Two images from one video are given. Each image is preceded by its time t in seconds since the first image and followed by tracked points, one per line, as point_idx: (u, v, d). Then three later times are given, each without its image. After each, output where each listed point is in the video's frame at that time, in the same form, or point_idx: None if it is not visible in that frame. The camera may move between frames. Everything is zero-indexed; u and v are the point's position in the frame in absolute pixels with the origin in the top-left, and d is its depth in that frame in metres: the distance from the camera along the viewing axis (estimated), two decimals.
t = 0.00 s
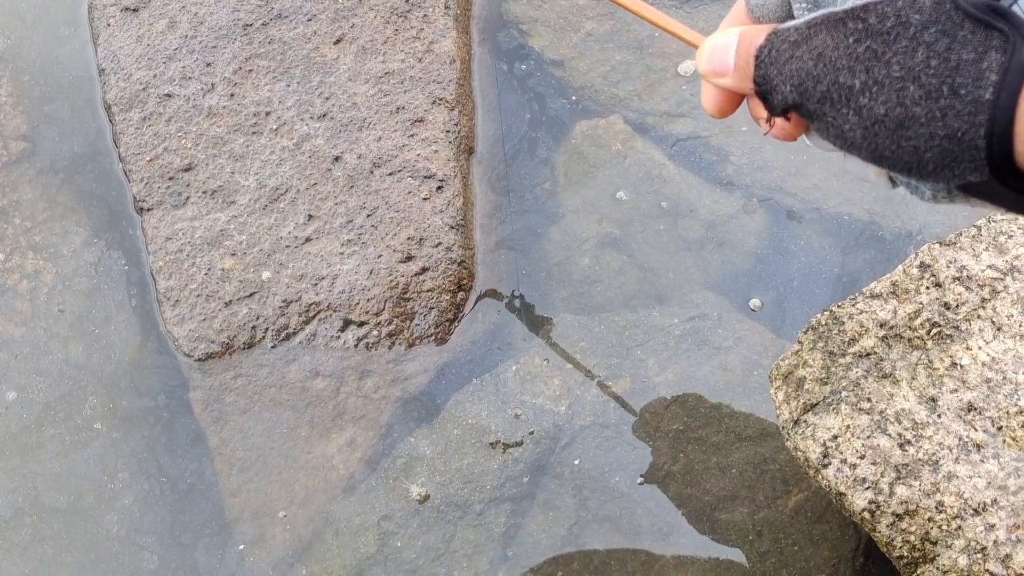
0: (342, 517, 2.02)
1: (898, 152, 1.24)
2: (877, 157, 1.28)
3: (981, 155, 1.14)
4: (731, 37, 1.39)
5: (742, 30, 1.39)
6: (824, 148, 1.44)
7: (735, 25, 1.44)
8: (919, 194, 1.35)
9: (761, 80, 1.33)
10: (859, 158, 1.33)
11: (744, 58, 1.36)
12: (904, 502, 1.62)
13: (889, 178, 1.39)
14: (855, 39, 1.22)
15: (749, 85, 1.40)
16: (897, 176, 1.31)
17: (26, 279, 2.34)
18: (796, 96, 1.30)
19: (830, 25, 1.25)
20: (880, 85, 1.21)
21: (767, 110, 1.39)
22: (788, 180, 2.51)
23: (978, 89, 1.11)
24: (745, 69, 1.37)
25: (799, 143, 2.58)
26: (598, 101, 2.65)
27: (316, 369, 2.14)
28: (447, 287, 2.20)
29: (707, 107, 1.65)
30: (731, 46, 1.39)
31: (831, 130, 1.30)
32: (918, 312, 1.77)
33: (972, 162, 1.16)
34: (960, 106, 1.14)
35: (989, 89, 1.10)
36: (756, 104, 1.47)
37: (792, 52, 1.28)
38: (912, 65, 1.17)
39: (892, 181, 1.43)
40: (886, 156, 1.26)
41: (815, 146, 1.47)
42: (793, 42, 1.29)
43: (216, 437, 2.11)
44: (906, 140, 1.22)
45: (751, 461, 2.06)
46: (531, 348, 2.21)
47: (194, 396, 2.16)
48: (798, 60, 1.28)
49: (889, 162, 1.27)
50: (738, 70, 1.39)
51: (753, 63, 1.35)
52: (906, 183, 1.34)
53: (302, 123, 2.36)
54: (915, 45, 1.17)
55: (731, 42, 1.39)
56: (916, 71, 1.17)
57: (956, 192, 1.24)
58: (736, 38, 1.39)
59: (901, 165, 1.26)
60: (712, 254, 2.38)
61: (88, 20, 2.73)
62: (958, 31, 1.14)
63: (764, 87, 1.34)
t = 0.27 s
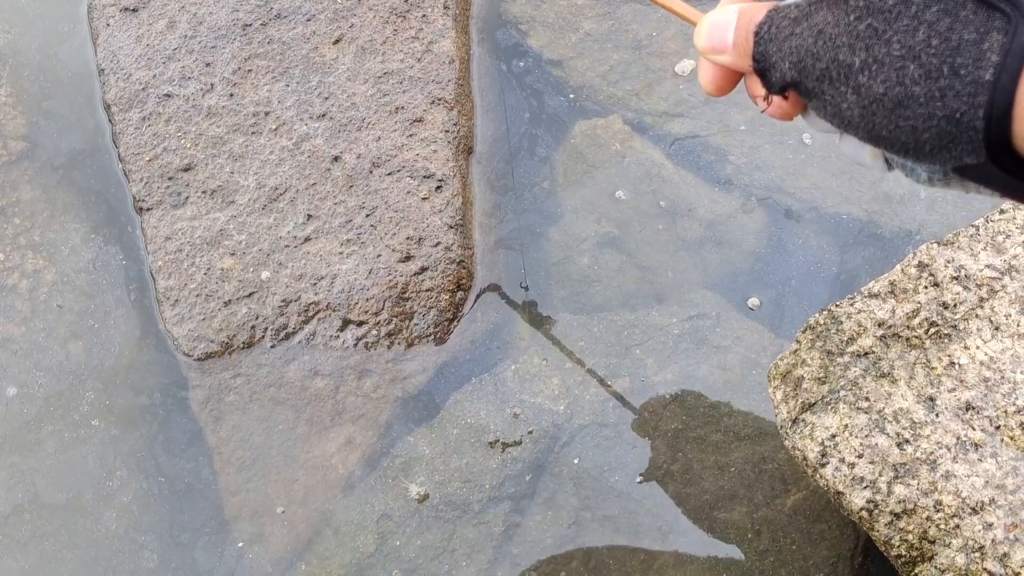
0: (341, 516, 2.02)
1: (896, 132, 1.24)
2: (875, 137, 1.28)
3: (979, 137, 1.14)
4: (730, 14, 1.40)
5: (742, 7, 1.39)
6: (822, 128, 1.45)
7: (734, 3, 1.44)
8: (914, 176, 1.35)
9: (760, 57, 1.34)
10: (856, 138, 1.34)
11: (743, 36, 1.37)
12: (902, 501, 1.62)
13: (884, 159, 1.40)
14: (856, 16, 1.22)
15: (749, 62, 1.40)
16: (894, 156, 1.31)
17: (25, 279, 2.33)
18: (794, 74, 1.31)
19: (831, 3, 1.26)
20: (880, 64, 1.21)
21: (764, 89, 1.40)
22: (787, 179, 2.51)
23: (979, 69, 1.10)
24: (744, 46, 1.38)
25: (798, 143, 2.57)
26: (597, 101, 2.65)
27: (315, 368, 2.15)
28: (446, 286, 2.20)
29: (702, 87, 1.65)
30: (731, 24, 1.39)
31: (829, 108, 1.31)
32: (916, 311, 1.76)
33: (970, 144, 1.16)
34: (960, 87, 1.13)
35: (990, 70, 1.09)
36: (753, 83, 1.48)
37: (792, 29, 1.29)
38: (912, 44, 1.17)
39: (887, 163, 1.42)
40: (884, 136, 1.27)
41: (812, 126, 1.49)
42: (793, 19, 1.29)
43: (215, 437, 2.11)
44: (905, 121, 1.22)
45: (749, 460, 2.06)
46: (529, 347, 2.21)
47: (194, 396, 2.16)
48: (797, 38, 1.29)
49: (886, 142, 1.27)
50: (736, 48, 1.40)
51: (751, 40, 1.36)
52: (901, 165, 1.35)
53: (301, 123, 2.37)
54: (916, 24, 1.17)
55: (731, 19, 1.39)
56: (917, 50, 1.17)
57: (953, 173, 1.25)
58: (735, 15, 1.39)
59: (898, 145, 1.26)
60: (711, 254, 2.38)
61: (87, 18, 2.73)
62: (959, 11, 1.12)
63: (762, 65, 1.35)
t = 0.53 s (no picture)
0: (337, 518, 2.02)
1: (887, 117, 1.21)
2: (866, 122, 1.25)
3: (972, 122, 1.10)
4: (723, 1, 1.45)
5: None
6: (811, 114, 1.43)
7: None
8: (906, 164, 1.32)
9: (751, 41, 1.35)
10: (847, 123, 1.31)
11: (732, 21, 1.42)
12: (899, 503, 1.61)
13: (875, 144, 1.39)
14: None
15: (737, 47, 1.46)
16: (886, 142, 1.28)
17: (22, 280, 2.33)
18: (785, 57, 1.31)
19: None
20: (871, 47, 1.19)
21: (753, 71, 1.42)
22: (784, 179, 2.50)
23: (972, 52, 1.07)
24: (733, 31, 1.42)
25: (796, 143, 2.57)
26: (594, 102, 2.65)
27: (311, 370, 2.14)
28: (443, 287, 2.20)
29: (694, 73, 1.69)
30: (721, 10, 1.45)
31: (820, 93, 1.29)
32: (913, 312, 1.76)
33: (961, 130, 1.12)
34: (953, 71, 1.10)
35: (984, 52, 1.06)
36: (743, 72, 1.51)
37: (784, 12, 1.29)
38: (904, 26, 1.14)
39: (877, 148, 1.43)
40: (874, 121, 1.24)
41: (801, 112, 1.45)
42: (787, 2, 1.29)
43: (211, 438, 2.11)
44: (896, 105, 1.19)
45: (746, 462, 2.06)
46: (526, 348, 2.21)
47: (190, 397, 2.16)
48: (790, 21, 1.28)
49: (878, 128, 1.24)
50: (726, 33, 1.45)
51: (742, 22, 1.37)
52: (893, 151, 1.31)
53: (297, 124, 2.36)
54: (909, 6, 1.14)
55: (722, 5, 1.45)
56: (909, 32, 1.14)
57: (945, 161, 1.21)
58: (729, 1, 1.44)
59: (889, 130, 1.23)
60: (708, 255, 2.38)
61: (83, 18, 2.72)
62: None
63: (754, 48, 1.35)
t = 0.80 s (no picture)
0: (341, 526, 2.03)
1: (880, 127, 1.20)
2: (858, 131, 1.24)
3: (964, 131, 1.10)
4: (717, 10, 1.43)
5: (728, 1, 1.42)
6: (806, 122, 1.40)
7: None
8: (899, 172, 1.30)
9: (745, 51, 1.35)
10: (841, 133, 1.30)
11: (728, 31, 1.40)
12: (901, 513, 1.62)
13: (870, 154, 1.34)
14: (841, 9, 1.21)
15: (734, 56, 1.42)
16: (878, 151, 1.27)
17: (25, 289, 2.33)
18: (779, 67, 1.30)
19: None
20: (863, 57, 1.18)
21: (749, 81, 1.41)
22: (785, 186, 2.51)
23: (963, 62, 1.07)
24: (728, 41, 1.40)
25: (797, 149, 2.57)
26: (596, 109, 2.65)
27: (315, 378, 2.15)
28: (446, 296, 2.21)
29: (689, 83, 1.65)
30: (717, 17, 1.42)
31: (814, 103, 1.28)
32: (915, 322, 1.76)
33: (954, 138, 1.12)
34: (945, 80, 1.09)
35: (975, 61, 1.06)
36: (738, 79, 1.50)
37: (778, 22, 1.29)
38: (897, 35, 1.14)
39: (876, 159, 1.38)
40: (868, 131, 1.23)
41: (796, 120, 1.43)
42: (779, 13, 1.29)
43: (215, 447, 2.12)
44: (889, 114, 1.18)
45: (749, 469, 2.06)
46: (529, 357, 2.22)
47: (194, 405, 2.17)
48: (781, 31, 1.28)
49: (870, 137, 1.23)
50: (721, 42, 1.43)
51: (736, 33, 1.37)
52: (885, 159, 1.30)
53: (300, 133, 2.37)
54: (901, 16, 1.14)
55: (717, 13, 1.43)
56: (902, 42, 1.14)
57: (938, 169, 1.20)
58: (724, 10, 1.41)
59: (882, 140, 1.22)
60: (710, 262, 2.38)
61: (85, 24, 2.73)
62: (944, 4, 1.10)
63: (749, 58, 1.35)
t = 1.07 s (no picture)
0: (343, 525, 2.01)
1: (868, 92, 1.24)
2: (845, 97, 1.28)
3: (952, 95, 1.14)
4: None
5: None
6: (791, 93, 1.42)
7: None
8: (887, 139, 1.38)
9: (731, 18, 1.33)
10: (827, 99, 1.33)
11: None
12: (909, 510, 1.61)
13: (855, 121, 1.40)
14: None
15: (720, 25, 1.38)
16: (864, 117, 1.32)
17: (23, 288, 2.31)
18: (765, 35, 1.30)
19: None
20: (851, 22, 1.20)
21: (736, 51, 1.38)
22: (789, 182, 2.49)
23: (951, 26, 1.10)
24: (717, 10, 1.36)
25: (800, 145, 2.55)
26: (597, 104, 2.63)
27: (316, 376, 2.13)
28: (447, 292, 2.19)
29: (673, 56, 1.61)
30: None
31: (800, 70, 1.30)
32: (922, 317, 1.74)
33: (942, 104, 1.17)
34: (933, 44, 1.13)
35: (962, 26, 1.09)
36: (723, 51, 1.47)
37: None
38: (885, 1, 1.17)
39: (858, 128, 1.43)
40: (855, 96, 1.27)
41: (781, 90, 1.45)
42: None
43: (215, 445, 2.10)
44: (876, 80, 1.22)
45: (754, 467, 2.05)
46: (531, 354, 2.20)
47: (194, 404, 2.15)
48: None
49: (858, 103, 1.27)
50: (709, 11, 1.38)
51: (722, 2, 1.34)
52: (873, 127, 1.36)
53: (300, 129, 2.35)
54: None
55: None
56: (889, 8, 1.17)
57: (925, 135, 1.26)
58: None
59: (869, 105, 1.26)
60: (714, 258, 2.36)
61: (83, 19, 2.71)
62: None
63: (734, 26, 1.34)
